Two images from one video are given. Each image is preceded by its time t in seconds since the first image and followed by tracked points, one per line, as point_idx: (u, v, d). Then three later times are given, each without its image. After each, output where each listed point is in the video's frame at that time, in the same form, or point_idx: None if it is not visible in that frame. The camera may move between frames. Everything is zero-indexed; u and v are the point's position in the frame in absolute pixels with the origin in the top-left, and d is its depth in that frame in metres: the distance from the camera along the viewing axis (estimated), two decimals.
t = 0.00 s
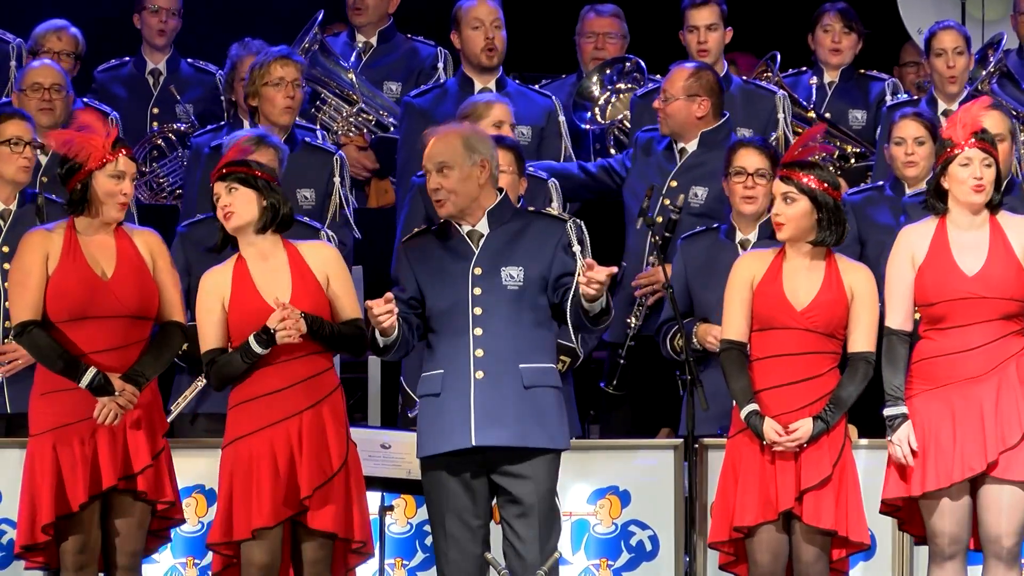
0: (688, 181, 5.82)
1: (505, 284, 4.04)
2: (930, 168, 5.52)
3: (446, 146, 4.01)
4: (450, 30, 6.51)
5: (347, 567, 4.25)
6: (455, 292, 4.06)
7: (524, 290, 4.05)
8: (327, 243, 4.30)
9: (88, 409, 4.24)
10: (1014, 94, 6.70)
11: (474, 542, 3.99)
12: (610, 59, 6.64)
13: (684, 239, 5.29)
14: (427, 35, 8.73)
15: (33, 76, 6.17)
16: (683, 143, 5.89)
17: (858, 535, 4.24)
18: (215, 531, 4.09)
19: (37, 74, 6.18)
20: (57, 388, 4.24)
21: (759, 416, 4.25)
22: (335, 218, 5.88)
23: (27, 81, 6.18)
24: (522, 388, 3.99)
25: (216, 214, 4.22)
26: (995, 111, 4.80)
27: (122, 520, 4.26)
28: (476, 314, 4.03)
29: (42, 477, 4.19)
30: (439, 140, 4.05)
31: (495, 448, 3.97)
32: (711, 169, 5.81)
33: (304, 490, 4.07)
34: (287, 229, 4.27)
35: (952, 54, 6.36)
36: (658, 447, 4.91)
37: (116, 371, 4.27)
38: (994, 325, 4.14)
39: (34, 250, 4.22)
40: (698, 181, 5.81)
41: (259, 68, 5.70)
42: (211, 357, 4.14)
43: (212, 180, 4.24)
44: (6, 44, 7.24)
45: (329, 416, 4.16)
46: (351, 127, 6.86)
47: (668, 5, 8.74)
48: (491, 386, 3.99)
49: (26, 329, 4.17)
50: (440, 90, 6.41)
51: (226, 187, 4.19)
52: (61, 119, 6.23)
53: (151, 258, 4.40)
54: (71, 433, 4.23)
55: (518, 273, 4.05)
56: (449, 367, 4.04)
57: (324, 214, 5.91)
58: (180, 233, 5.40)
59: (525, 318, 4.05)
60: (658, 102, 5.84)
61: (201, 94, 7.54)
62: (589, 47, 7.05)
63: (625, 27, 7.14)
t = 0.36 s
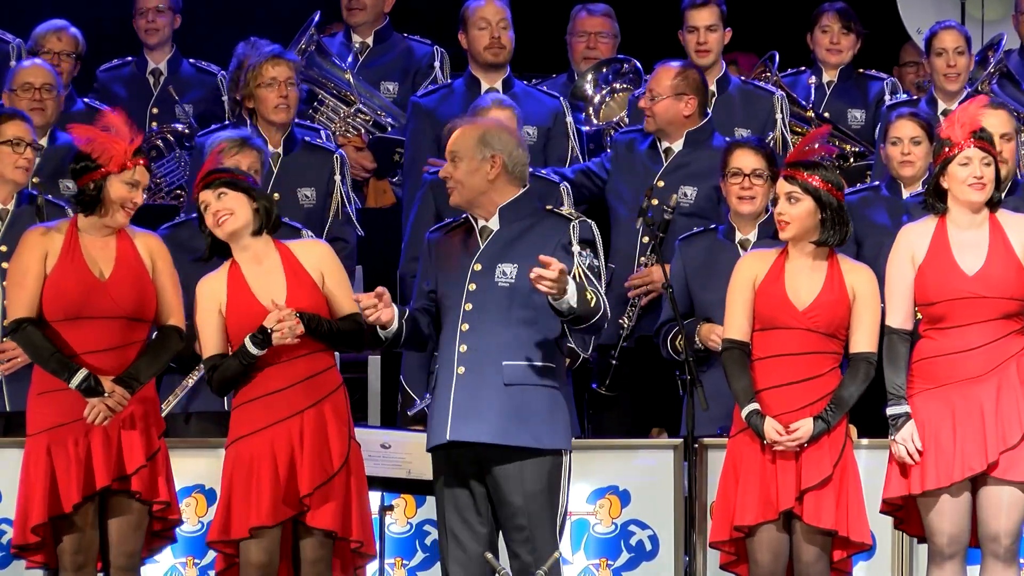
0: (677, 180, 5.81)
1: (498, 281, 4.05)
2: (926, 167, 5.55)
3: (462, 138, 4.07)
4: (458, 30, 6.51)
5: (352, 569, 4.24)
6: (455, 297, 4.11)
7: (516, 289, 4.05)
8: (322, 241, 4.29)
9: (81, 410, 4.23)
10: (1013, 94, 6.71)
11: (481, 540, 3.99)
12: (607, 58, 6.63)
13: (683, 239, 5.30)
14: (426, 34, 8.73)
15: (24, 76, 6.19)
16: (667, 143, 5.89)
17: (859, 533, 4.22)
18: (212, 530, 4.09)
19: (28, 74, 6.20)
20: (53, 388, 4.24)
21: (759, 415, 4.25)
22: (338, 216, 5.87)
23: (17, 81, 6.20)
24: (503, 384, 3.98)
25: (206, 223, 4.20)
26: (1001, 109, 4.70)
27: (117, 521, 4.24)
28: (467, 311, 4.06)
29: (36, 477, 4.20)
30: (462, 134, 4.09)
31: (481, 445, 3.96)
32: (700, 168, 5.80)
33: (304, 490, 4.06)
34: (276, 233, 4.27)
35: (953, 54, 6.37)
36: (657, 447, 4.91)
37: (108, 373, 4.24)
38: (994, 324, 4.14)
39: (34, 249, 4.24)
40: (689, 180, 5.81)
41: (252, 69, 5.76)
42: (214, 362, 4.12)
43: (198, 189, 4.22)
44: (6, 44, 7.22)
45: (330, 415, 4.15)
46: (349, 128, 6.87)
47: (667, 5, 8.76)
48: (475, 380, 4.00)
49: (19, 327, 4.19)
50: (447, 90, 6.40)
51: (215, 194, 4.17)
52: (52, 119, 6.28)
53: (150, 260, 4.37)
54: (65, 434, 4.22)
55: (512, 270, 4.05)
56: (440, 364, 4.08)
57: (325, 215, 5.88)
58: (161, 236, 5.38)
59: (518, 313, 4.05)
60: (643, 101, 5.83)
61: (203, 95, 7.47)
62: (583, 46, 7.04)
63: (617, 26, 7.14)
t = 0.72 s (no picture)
0: (654, 178, 5.80)
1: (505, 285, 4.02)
2: (927, 166, 5.53)
3: (483, 137, 3.96)
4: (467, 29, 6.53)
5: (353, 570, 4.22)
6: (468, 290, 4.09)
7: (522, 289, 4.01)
8: (323, 242, 4.24)
9: (77, 409, 4.23)
10: (1016, 95, 6.72)
11: (492, 539, 4.01)
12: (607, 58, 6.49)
13: (683, 239, 5.30)
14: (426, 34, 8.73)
15: (21, 74, 6.19)
16: (639, 141, 5.88)
17: (861, 532, 4.23)
18: (205, 527, 4.09)
19: (24, 73, 6.20)
20: (51, 387, 4.24)
21: (759, 415, 4.25)
22: (331, 215, 5.85)
23: (14, 80, 6.19)
24: (499, 388, 3.94)
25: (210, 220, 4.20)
26: (1005, 108, 4.70)
27: (114, 521, 4.24)
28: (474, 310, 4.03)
29: (33, 476, 4.19)
30: (489, 132, 3.97)
31: (483, 449, 3.94)
32: (676, 166, 5.82)
33: (289, 489, 4.06)
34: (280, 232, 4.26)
35: (953, 54, 6.36)
36: (657, 446, 4.90)
37: (108, 372, 4.24)
38: (997, 324, 4.14)
39: (35, 247, 4.24)
40: (667, 177, 5.81)
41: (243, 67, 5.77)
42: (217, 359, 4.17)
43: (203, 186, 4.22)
44: (6, 44, 7.22)
45: (319, 416, 4.14)
46: (348, 126, 6.86)
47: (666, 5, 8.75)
48: (473, 382, 3.97)
49: (19, 324, 4.19)
50: (455, 90, 6.41)
51: (220, 191, 4.17)
52: (49, 117, 6.28)
53: (152, 261, 4.36)
54: (63, 433, 4.22)
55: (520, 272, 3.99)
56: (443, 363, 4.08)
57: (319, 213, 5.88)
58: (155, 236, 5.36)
59: (517, 321, 3.97)
60: (621, 100, 5.79)
61: (202, 93, 7.47)
62: (581, 44, 7.03)
63: (614, 24, 7.13)
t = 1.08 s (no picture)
0: (635, 179, 5.82)
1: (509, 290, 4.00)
2: (930, 166, 5.52)
3: (495, 139, 3.92)
4: (470, 32, 6.51)
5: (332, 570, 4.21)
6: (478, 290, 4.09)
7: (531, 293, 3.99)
8: (340, 252, 4.26)
9: (75, 410, 4.24)
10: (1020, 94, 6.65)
11: (497, 541, 3.98)
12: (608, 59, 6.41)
13: (684, 241, 5.30)
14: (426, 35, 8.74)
15: (24, 75, 6.20)
16: (620, 143, 5.91)
17: (860, 532, 4.23)
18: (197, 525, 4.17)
19: (27, 74, 6.21)
20: (52, 387, 4.25)
21: (759, 416, 4.24)
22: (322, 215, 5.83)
23: (18, 81, 6.20)
24: (489, 387, 3.94)
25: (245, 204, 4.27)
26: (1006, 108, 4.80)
27: (114, 522, 4.26)
28: (482, 310, 4.03)
29: (32, 476, 4.21)
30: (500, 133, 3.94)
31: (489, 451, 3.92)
32: (659, 167, 5.84)
33: (272, 490, 4.09)
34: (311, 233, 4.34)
35: (949, 54, 6.34)
36: (657, 446, 4.91)
37: (104, 374, 4.24)
38: (999, 325, 4.13)
39: (37, 246, 4.27)
40: (649, 179, 5.82)
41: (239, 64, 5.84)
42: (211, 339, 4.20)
43: (246, 169, 4.27)
44: (6, 44, 7.23)
45: (303, 416, 4.14)
46: (351, 127, 6.84)
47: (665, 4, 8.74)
48: (475, 384, 3.96)
49: (18, 324, 4.20)
50: (457, 91, 6.42)
51: (261, 179, 4.23)
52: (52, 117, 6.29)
53: (153, 263, 4.38)
54: (63, 435, 4.23)
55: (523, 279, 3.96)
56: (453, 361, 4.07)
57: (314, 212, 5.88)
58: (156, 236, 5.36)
59: (518, 328, 3.96)
60: (608, 104, 5.77)
61: (202, 93, 7.49)
62: (583, 45, 7.03)
63: (616, 24, 7.14)
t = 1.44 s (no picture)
0: (635, 181, 5.84)
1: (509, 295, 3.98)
2: (938, 168, 5.53)
3: (501, 139, 3.93)
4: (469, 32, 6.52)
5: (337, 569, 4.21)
6: (479, 292, 4.08)
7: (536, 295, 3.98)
8: (353, 261, 4.28)
9: (78, 411, 4.23)
10: None
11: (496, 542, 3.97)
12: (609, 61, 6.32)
13: (685, 243, 5.30)
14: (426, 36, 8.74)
15: (29, 76, 6.20)
16: (620, 144, 5.90)
17: (859, 534, 4.24)
18: (199, 528, 4.15)
19: (33, 75, 6.21)
20: (56, 388, 4.24)
21: (762, 417, 4.24)
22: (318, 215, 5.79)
23: (24, 82, 6.20)
24: (491, 390, 3.93)
25: (278, 202, 4.25)
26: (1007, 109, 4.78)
27: (117, 523, 4.24)
28: (482, 315, 4.01)
29: (36, 477, 4.20)
30: (505, 132, 3.95)
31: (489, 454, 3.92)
32: (659, 168, 5.84)
33: (277, 490, 4.08)
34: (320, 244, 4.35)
35: (951, 56, 6.36)
36: (658, 447, 4.91)
37: (109, 374, 4.22)
38: (999, 326, 4.13)
39: (42, 248, 4.26)
40: (647, 181, 5.83)
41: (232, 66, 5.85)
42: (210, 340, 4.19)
43: (288, 171, 4.26)
44: (6, 45, 7.22)
45: (308, 416, 4.13)
46: (353, 127, 6.87)
47: (666, 6, 8.74)
48: (476, 386, 3.95)
49: (23, 324, 4.19)
50: (456, 91, 6.42)
51: (306, 191, 4.23)
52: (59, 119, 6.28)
53: (159, 263, 4.36)
54: (66, 435, 4.22)
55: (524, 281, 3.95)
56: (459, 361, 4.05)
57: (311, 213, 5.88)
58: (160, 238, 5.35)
59: (520, 330, 3.95)
60: (607, 106, 5.77)
61: (203, 95, 7.48)
62: (586, 49, 7.05)
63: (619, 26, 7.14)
